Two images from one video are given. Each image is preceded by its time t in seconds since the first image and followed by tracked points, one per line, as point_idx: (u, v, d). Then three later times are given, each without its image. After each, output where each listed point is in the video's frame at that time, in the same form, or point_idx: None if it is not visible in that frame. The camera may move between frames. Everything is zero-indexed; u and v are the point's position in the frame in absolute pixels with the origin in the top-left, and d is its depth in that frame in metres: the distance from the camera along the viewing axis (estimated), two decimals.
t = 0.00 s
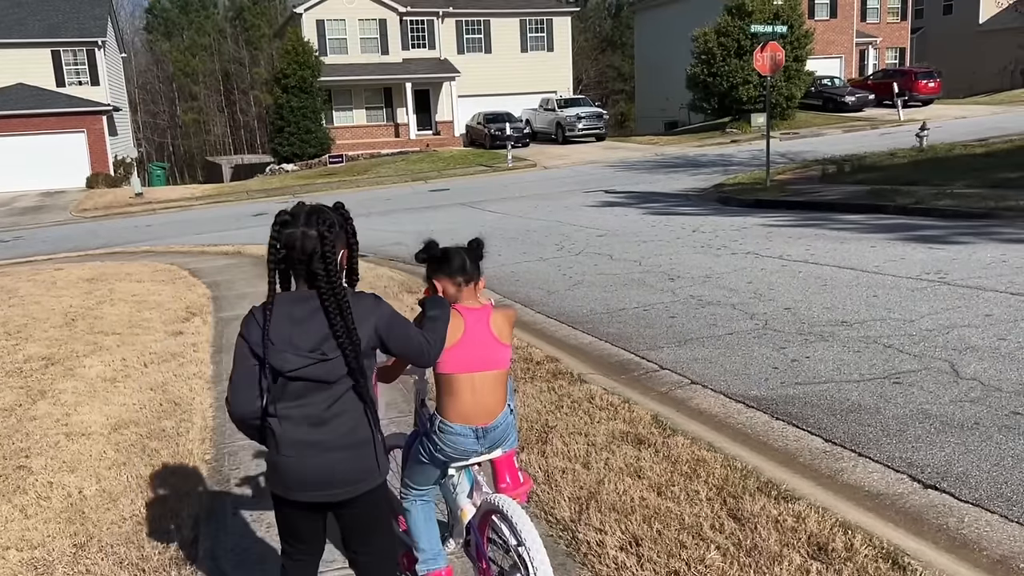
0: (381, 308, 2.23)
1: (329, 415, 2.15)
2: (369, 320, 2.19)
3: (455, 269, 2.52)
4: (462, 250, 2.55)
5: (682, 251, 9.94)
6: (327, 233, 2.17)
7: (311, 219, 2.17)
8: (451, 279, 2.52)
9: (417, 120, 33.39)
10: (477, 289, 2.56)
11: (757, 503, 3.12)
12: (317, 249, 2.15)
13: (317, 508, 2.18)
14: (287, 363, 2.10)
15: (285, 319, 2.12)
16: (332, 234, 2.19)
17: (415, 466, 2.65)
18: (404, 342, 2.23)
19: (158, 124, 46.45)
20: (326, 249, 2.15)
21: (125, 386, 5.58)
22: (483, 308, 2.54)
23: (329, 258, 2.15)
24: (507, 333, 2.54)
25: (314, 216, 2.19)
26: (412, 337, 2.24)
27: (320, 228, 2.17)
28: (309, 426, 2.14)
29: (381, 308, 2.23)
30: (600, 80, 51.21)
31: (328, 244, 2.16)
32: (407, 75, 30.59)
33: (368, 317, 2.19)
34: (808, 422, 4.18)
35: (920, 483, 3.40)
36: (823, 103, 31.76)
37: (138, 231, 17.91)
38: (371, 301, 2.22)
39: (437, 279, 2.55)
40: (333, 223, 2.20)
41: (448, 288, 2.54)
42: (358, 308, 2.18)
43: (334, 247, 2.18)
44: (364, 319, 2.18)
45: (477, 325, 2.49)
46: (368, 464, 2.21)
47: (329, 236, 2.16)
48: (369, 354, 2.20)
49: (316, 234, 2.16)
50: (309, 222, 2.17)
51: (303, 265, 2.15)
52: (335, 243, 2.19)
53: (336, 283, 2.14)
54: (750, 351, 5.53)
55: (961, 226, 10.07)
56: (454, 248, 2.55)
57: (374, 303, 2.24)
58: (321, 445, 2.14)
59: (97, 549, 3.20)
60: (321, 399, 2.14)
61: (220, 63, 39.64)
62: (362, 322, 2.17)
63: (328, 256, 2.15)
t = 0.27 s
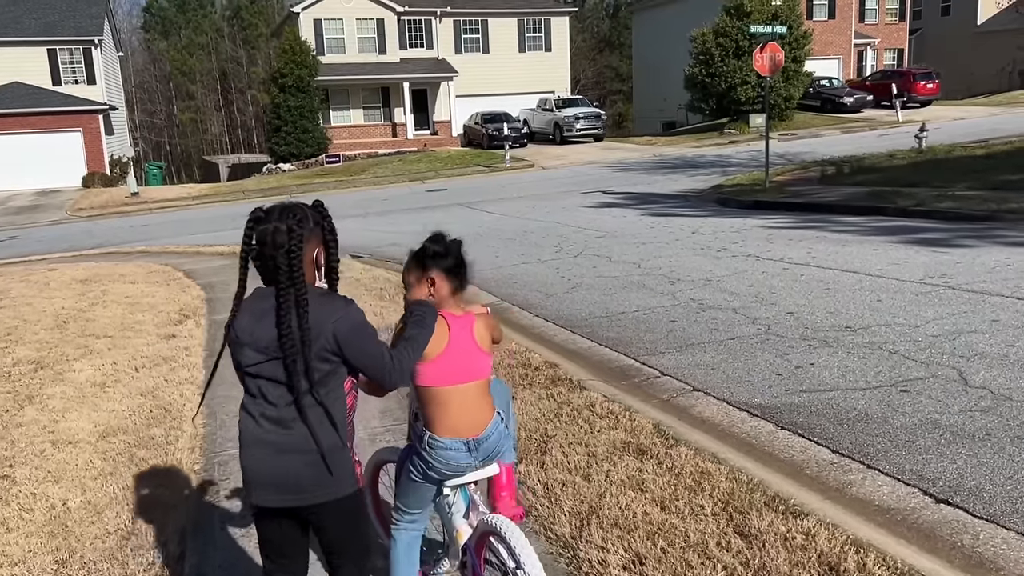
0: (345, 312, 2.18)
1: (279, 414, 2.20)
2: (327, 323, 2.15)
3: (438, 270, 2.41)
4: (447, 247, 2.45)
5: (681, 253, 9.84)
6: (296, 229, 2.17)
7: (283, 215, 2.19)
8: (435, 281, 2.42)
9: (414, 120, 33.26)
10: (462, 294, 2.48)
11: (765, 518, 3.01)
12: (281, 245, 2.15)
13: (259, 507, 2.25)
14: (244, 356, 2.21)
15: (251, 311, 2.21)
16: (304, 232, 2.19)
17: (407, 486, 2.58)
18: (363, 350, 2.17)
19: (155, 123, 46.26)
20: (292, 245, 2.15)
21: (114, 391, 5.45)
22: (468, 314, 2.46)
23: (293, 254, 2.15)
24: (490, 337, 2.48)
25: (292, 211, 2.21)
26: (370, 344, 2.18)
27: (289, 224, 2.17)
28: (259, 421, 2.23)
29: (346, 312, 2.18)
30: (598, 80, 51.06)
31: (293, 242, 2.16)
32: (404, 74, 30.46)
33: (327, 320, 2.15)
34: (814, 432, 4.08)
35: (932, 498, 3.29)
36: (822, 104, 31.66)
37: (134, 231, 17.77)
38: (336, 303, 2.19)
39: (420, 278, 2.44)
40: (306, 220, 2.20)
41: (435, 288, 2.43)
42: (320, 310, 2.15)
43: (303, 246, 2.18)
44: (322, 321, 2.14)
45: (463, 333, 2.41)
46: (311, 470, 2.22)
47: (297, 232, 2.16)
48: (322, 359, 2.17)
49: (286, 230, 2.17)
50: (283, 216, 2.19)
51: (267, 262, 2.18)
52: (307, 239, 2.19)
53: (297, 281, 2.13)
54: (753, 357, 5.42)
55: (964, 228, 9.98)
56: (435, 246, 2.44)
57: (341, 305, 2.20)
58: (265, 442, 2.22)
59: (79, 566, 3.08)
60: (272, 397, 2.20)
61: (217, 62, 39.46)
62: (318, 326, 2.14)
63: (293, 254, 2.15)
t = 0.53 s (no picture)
0: (350, 319, 2.09)
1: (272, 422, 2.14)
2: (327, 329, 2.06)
3: (445, 275, 2.32)
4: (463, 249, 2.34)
5: (688, 253, 9.73)
6: (309, 228, 2.11)
7: (299, 211, 2.14)
8: (441, 286, 2.32)
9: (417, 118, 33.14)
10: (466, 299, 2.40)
11: (784, 528, 2.90)
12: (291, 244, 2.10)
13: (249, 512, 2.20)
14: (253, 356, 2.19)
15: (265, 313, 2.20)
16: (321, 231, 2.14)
17: (415, 495, 2.51)
18: (362, 359, 2.05)
19: (157, 120, 46.18)
20: (303, 244, 2.09)
21: (113, 391, 5.35)
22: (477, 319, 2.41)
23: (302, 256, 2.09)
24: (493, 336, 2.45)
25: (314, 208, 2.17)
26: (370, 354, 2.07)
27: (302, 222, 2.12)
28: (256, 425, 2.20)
29: (350, 320, 2.09)
30: (601, 79, 50.91)
31: (303, 241, 2.10)
32: (407, 72, 30.36)
33: (327, 325, 2.06)
34: (830, 437, 3.97)
35: (955, 506, 3.19)
36: (826, 104, 31.51)
37: (135, 228, 17.68)
38: (340, 309, 2.11)
39: (428, 279, 2.32)
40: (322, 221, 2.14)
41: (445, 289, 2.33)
42: (321, 314, 2.07)
43: (314, 247, 2.11)
44: (322, 328, 2.06)
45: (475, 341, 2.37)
46: (297, 484, 2.14)
47: (310, 229, 2.10)
48: (314, 367, 2.07)
49: (297, 229, 2.11)
50: (297, 214, 2.13)
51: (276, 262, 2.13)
52: (320, 241, 2.14)
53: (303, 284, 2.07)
54: (765, 359, 5.32)
55: (974, 229, 9.86)
56: (448, 249, 2.32)
57: (346, 311, 2.10)
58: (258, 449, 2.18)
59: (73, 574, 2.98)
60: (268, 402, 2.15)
61: (220, 59, 39.37)
62: (317, 333, 2.06)
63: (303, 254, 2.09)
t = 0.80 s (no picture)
0: (377, 317, 1.98)
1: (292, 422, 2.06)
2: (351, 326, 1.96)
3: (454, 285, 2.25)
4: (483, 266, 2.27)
5: (703, 250, 9.61)
6: (342, 218, 2.02)
7: (333, 200, 2.04)
8: (448, 294, 2.26)
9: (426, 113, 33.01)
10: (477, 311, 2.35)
11: (821, 535, 2.79)
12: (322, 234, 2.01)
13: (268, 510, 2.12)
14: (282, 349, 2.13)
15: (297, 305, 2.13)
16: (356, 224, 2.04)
17: (451, 490, 2.46)
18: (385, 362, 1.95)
19: (166, 114, 46.15)
20: (336, 235, 2.00)
21: (123, 386, 5.26)
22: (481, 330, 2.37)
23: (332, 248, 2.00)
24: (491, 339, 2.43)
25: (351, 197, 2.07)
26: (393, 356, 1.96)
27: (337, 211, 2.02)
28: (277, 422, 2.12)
29: (377, 318, 1.99)
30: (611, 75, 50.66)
31: (334, 233, 2.00)
32: (417, 67, 30.24)
33: (351, 320, 1.96)
34: (860, 439, 3.86)
35: (996, 513, 3.08)
36: (838, 101, 31.26)
37: (144, 222, 17.61)
38: (369, 306, 2.01)
39: (441, 288, 2.25)
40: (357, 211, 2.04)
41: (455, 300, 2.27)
42: (347, 309, 1.98)
43: (347, 238, 2.02)
44: (345, 325, 1.96)
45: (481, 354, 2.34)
46: (308, 489, 2.03)
47: (344, 220, 2.01)
48: (334, 365, 1.97)
49: (330, 219, 2.02)
50: (331, 203, 2.04)
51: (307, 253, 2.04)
52: (353, 233, 2.04)
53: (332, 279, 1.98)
54: (788, 358, 5.20)
55: (994, 227, 9.71)
56: (473, 264, 2.25)
57: (373, 309, 1.99)
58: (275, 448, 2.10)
59: None
60: (289, 400, 2.06)
61: (229, 54, 39.29)
62: (340, 330, 1.96)
63: (333, 247, 2.00)
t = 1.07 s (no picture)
0: (416, 329, 1.90)
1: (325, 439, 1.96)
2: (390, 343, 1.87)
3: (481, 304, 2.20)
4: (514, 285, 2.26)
5: (720, 248, 9.50)
6: (372, 225, 1.89)
7: (360, 206, 1.90)
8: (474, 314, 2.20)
9: (438, 108, 32.91)
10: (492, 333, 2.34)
11: (863, 549, 2.71)
12: (351, 244, 1.88)
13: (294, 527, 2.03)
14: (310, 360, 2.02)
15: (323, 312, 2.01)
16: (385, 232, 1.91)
17: (485, 502, 2.41)
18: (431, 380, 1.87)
19: (177, 108, 46.17)
20: (366, 244, 1.88)
21: (140, 384, 5.21)
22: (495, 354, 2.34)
23: (364, 259, 1.87)
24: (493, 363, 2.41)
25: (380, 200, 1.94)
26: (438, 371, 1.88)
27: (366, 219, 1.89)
28: (305, 437, 2.03)
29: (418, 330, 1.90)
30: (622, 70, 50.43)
31: (364, 244, 1.87)
32: (428, 62, 30.16)
33: (389, 335, 1.88)
34: (894, 446, 3.77)
35: None
36: (851, 98, 30.99)
37: (156, 216, 17.60)
38: (406, 317, 1.91)
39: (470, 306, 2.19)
40: (387, 217, 1.90)
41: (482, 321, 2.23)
42: (382, 325, 1.88)
43: (377, 247, 1.89)
44: (384, 341, 1.87)
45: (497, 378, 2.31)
46: (343, 513, 1.95)
47: (372, 228, 1.88)
48: (372, 382, 1.89)
49: (358, 227, 1.89)
50: (359, 208, 1.90)
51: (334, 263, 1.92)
52: (384, 240, 1.91)
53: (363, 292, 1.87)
54: (814, 361, 5.11)
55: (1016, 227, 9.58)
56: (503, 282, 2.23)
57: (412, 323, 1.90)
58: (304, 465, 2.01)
59: None
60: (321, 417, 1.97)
61: (240, 48, 39.25)
62: (379, 348, 1.87)
63: (363, 258, 1.88)
